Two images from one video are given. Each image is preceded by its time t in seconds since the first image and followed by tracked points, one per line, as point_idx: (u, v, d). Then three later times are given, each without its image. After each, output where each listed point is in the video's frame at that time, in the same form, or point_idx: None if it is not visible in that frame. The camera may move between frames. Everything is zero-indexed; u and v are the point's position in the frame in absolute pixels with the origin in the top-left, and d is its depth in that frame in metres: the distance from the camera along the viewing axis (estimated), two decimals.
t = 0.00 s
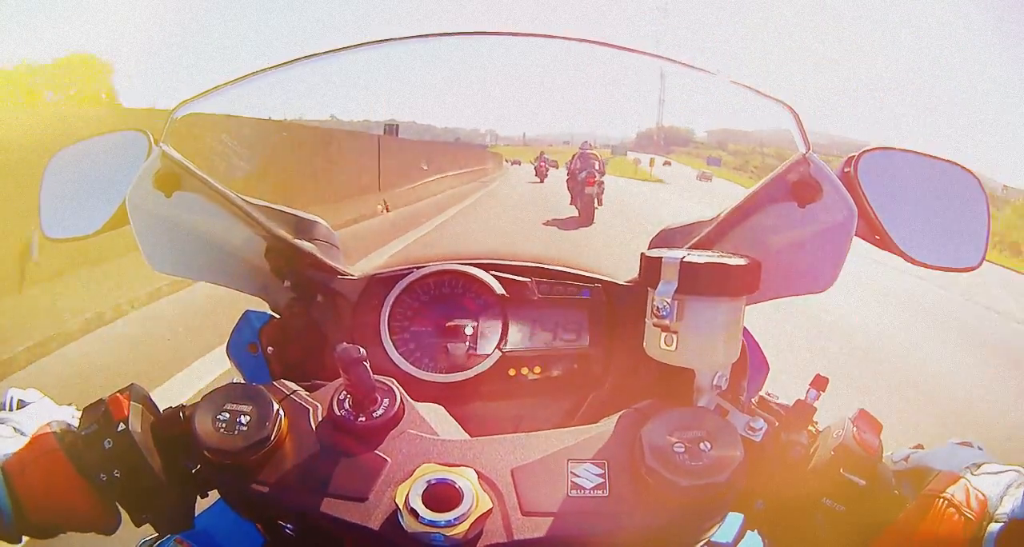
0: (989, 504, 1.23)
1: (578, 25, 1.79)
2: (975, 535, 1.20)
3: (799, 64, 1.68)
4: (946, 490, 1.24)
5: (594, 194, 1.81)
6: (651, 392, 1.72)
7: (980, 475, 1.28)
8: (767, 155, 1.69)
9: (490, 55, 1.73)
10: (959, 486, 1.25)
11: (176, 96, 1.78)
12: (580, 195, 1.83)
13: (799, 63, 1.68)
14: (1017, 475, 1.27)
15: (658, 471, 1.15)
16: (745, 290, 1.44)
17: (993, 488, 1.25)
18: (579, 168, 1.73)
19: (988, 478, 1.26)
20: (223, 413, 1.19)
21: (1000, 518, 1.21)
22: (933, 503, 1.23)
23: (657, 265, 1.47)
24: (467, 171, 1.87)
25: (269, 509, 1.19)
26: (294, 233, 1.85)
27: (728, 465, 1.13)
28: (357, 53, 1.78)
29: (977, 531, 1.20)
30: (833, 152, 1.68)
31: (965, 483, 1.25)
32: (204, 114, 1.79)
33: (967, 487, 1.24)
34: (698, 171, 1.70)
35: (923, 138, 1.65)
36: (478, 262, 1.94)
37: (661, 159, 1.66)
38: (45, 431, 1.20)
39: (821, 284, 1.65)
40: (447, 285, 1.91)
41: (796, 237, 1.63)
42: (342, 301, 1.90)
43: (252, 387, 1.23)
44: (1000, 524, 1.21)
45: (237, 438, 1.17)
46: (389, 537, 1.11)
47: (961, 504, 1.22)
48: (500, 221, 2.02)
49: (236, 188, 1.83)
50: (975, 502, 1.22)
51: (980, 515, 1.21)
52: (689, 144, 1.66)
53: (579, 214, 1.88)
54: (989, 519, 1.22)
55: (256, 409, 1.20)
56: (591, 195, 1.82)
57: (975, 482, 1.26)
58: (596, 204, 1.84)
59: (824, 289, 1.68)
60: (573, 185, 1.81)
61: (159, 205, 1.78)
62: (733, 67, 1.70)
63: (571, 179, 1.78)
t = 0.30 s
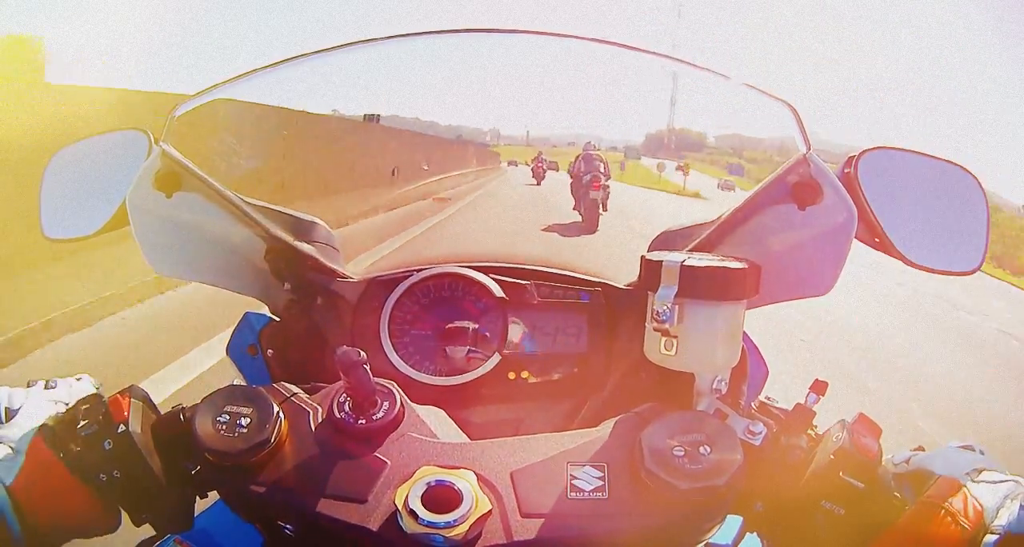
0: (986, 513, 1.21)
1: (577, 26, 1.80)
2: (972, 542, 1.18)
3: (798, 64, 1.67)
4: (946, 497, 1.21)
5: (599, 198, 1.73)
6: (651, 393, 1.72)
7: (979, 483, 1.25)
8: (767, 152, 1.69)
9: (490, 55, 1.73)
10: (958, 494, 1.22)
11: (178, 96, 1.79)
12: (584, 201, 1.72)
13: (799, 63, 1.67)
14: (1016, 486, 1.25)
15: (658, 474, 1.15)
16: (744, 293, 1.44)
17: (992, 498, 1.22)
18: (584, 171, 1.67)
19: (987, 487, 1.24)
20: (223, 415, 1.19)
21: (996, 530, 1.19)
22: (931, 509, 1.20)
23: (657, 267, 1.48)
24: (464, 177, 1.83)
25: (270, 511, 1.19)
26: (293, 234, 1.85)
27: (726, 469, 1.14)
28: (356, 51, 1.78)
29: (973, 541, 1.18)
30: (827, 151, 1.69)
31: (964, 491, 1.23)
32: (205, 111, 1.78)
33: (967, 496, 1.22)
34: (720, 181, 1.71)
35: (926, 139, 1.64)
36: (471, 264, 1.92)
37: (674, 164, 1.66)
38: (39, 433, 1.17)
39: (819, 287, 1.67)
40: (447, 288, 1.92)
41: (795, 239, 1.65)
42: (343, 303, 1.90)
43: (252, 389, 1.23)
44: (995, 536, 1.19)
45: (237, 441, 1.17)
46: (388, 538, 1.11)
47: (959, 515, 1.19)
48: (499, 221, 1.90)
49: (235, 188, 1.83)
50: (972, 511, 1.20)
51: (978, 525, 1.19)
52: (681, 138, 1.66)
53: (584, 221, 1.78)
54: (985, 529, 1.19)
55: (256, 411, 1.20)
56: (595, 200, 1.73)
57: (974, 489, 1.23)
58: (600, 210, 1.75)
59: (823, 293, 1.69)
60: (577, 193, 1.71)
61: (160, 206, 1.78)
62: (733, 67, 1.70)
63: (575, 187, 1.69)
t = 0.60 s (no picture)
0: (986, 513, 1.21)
1: (577, 27, 1.81)
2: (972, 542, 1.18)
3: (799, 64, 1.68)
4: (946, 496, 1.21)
5: (606, 197, 1.74)
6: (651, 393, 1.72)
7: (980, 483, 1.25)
8: (768, 151, 1.71)
9: (490, 54, 1.74)
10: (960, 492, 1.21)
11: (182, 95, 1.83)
12: (591, 200, 1.76)
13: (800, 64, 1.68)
14: (1016, 486, 1.26)
15: (658, 474, 1.15)
16: (743, 292, 1.45)
17: (991, 497, 1.23)
18: (587, 169, 1.70)
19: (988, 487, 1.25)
20: (223, 415, 1.19)
21: (996, 530, 1.21)
22: (931, 508, 1.19)
23: (658, 266, 1.48)
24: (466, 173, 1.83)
25: (268, 512, 1.18)
26: (293, 233, 1.85)
27: (727, 468, 1.13)
28: (354, 50, 1.79)
29: (972, 539, 1.17)
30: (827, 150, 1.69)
31: (964, 489, 1.22)
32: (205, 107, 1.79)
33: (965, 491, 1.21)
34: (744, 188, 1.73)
35: (927, 140, 1.63)
36: (471, 259, 1.87)
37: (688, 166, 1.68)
38: (40, 430, 1.20)
39: (817, 286, 1.68)
40: (447, 287, 1.87)
41: (795, 237, 1.65)
42: (342, 302, 1.87)
43: (250, 389, 1.23)
44: (995, 535, 1.21)
45: (237, 441, 1.17)
46: (388, 538, 1.11)
47: (958, 511, 1.18)
48: (500, 219, 1.90)
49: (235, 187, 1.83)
50: (973, 510, 1.19)
51: (977, 521, 1.18)
52: (691, 140, 1.66)
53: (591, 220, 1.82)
54: (984, 528, 1.19)
55: (256, 411, 1.20)
56: (602, 199, 1.75)
57: (974, 489, 1.23)
58: (607, 208, 1.78)
59: (823, 290, 1.69)
60: (585, 193, 1.75)
61: (159, 205, 1.79)
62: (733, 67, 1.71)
63: (581, 185, 1.74)
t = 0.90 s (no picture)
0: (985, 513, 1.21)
1: (577, 26, 1.81)
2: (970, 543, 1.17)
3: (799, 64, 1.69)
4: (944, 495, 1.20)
5: (615, 202, 1.72)
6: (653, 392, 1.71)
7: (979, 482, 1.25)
8: (768, 150, 1.73)
9: (490, 54, 1.75)
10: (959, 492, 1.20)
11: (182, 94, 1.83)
12: (599, 204, 1.74)
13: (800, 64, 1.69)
14: (1015, 485, 1.25)
15: (659, 473, 1.15)
16: (743, 292, 1.45)
17: (990, 497, 1.22)
18: (594, 172, 1.69)
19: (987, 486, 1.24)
20: (223, 416, 1.18)
21: (996, 529, 1.19)
22: (929, 508, 1.18)
23: (658, 266, 1.48)
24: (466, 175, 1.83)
25: (268, 512, 1.18)
26: (293, 233, 1.86)
27: (727, 467, 1.13)
28: (355, 50, 1.81)
29: (971, 539, 1.17)
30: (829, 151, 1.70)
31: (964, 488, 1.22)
32: (206, 108, 1.79)
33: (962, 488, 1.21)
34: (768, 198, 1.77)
35: (927, 140, 1.60)
36: (480, 260, 1.87)
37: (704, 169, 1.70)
38: (40, 430, 1.20)
39: (815, 287, 1.70)
40: (447, 288, 1.87)
41: (795, 236, 1.69)
42: (342, 302, 1.87)
43: (250, 388, 1.22)
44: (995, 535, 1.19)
45: (237, 441, 1.17)
46: (389, 538, 1.11)
47: (958, 511, 1.18)
48: (500, 220, 1.89)
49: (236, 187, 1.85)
50: (972, 510, 1.19)
51: (976, 520, 1.18)
52: (707, 143, 1.67)
53: (599, 224, 1.80)
54: (984, 529, 1.19)
55: (255, 411, 1.20)
56: (611, 204, 1.73)
57: (974, 488, 1.23)
58: (616, 214, 1.75)
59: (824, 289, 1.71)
60: (592, 197, 1.74)
61: (159, 206, 1.79)
62: (732, 67, 1.72)
63: (588, 189, 1.73)
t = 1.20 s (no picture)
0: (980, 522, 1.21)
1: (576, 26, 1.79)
2: None
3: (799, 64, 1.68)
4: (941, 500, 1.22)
5: (619, 207, 1.73)
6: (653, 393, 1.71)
7: (976, 489, 1.24)
8: (768, 154, 1.75)
9: (489, 55, 1.76)
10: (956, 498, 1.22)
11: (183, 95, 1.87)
12: (604, 212, 1.75)
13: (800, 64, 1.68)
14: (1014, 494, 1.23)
15: (658, 473, 1.15)
16: (742, 292, 1.45)
17: (987, 506, 1.23)
18: (599, 176, 1.72)
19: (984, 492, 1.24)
20: (222, 415, 1.18)
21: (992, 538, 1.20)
22: (927, 514, 1.20)
23: (657, 266, 1.48)
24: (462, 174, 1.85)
25: (269, 511, 1.18)
26: (293, 233, 1.88)
27: (727, 467, 1.13)
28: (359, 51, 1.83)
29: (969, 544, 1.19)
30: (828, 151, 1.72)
31: (961, 494, 1.23)
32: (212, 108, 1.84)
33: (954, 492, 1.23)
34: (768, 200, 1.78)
35: (927, 140, 1.60)
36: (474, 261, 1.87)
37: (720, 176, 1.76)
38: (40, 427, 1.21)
39: (817, 287, 1.72)
40: (447, 288, 1.84)
41: (795, 237, 1.72)
42: (342, 302, 1.87)
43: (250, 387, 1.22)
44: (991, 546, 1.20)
45: (237, 440, 1.17)
46: (388, 538, 1.11)
47: (955, 519, 1.20)
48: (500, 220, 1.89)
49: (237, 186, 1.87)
50: (968, 518, 1.20)
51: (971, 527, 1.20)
52: (722, 150, 1.73)
53: (603, 230, 1.83)
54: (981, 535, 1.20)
55: (255, 411, 1.20)
56: (617, 208, 1.74)
57: (971, 496, 1.23)
58: (620, 219, 1.77)
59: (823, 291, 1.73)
60: (597, 204, 1.76)
61: (159, 206, 1.83)
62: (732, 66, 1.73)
63: (593, 193, 1.75)
